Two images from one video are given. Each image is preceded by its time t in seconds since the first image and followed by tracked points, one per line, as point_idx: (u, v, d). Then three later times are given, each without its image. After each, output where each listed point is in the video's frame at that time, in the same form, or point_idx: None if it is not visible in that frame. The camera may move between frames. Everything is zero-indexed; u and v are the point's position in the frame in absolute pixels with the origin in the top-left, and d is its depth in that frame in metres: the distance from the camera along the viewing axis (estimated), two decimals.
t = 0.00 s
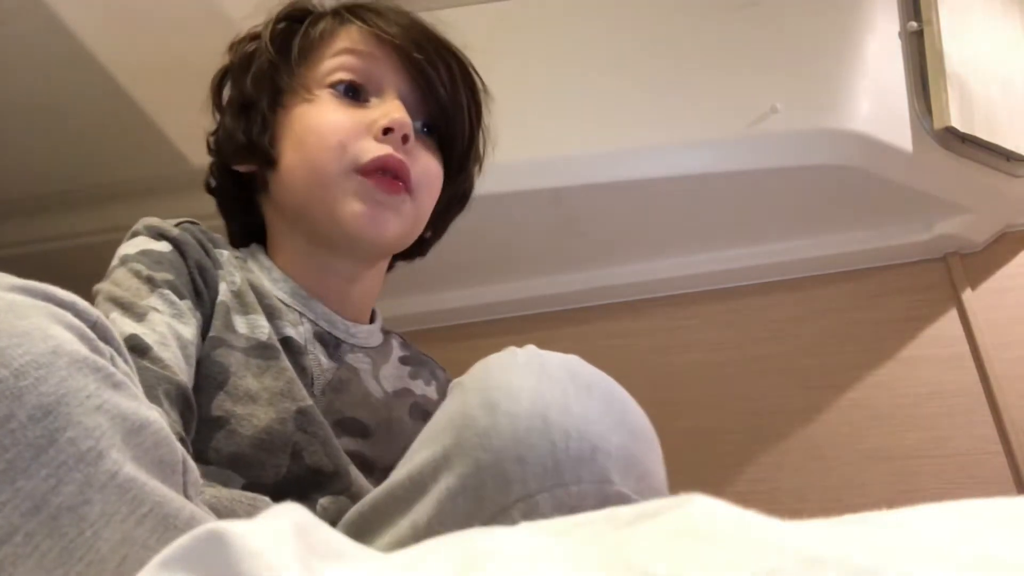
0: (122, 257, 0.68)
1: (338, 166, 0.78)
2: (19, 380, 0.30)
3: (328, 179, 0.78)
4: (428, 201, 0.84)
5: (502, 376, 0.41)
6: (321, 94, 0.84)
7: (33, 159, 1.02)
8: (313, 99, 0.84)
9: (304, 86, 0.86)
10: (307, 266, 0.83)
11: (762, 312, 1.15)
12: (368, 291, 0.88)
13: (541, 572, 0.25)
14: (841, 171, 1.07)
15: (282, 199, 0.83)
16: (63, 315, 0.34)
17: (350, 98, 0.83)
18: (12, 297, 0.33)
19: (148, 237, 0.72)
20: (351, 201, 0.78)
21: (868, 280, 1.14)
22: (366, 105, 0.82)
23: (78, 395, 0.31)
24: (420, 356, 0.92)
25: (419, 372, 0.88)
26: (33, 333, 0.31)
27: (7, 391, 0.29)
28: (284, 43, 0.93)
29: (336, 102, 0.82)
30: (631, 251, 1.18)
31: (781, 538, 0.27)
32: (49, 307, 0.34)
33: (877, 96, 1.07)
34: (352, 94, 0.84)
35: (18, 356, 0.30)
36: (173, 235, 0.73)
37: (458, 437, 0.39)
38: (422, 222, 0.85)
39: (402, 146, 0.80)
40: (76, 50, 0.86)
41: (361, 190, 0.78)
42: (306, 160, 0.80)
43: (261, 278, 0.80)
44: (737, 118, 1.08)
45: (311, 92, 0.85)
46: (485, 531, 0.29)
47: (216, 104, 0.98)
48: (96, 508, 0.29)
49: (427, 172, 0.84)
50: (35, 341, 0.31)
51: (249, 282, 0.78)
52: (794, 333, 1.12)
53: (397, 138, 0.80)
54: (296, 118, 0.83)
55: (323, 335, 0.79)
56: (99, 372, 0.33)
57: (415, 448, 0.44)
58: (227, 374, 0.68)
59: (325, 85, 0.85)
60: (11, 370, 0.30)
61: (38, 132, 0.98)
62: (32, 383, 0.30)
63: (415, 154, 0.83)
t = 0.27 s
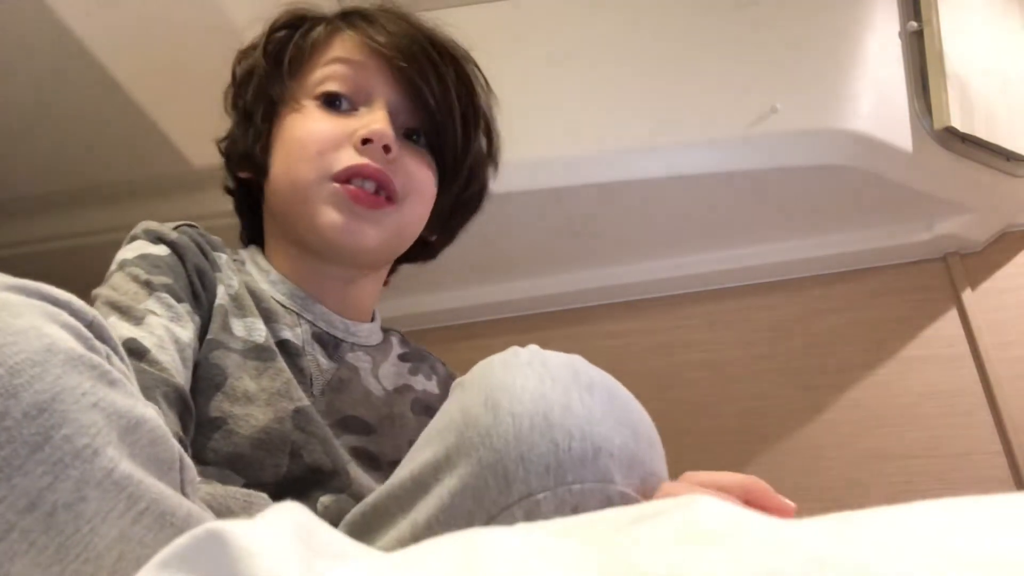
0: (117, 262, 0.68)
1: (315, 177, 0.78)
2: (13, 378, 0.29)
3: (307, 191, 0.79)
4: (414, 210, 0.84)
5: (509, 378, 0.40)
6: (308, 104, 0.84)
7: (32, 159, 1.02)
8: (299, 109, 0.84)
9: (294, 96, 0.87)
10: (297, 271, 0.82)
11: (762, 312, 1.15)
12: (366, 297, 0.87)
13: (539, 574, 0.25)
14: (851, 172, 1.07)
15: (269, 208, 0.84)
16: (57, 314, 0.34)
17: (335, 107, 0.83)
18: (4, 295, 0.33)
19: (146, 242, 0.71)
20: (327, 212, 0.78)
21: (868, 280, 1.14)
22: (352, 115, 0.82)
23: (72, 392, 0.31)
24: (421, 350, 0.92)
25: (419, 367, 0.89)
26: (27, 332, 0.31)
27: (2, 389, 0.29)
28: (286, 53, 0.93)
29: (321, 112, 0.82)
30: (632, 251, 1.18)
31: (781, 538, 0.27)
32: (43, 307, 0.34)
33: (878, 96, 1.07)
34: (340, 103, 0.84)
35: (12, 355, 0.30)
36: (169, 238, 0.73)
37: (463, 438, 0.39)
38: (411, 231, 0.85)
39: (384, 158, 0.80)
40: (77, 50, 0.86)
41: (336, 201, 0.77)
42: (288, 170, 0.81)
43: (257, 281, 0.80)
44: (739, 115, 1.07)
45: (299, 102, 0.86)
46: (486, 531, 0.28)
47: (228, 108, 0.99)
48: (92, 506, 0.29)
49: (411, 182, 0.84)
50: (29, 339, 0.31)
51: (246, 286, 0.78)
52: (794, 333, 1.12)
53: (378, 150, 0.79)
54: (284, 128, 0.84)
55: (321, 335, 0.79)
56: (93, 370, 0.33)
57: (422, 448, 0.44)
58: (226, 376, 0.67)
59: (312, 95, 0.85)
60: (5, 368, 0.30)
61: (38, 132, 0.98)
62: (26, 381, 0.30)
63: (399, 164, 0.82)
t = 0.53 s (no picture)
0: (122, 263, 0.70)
1: (322, 181, 0.79)
2: (7, 377, 0.29)
3: (315, 192, 0.79)
4: (423, 219, 0.83)
5: (530, 383, 0.40)
6: (326, 106, 0.85)
7: (33, 159, 1.02)
8: (316, 111, 0.85)
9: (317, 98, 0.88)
10: (305, 275, 0.82)
11: (762, 312, 1.15)
12: (376, 302, 0.87)
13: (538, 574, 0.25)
14: (852, 172, 1.07)
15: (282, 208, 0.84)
16: (53, 315, 0.34)
17: (350, 110, 0.84)
18: None
19: (151, 241, 0.73)
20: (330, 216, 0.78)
21: (868, 281, 1.14)
22: (367, 119, 0.82)
23: (67, 392, 0.31)
24: (432, 363, 0.92)
25: (429, 379, 0.88)
26: (21, 331, 0.31)
27: None
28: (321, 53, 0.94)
29: (336, 115, 0.83)
30: (632, 251, 1.18)
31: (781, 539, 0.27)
32: (38, 306, 0.34)
33: (878, 97, 1.07)
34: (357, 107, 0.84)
35: (7, 354, 0.30)
36: (173, 238, 0.75)
37: (483, 444, 0.39)
38: (421, 240, 0.84)
39: (391, 166, 0.80)
40: (76, 50, 0.86)
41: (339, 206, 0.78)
42: (298, 170, 0.81)
43: (260, 284, 0.80)
44: (738, 116, 1.08)
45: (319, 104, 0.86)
46: (487, 531, 0.28)
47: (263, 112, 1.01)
48: (87, 506, 0.29)
49: (421, 191, 0.83)
50: (23, 337, 0.31)
51: (249, 287, 0.79)
52: (794, 333, 1.12)
53: (385, 157, 0.79)
54: (301, 128, 0.85)
55: (323, 339, 0.79)
56: (88, 369, 0.33)
57: (434, 450, 0.44)
58: (225, 376, 0.68)
59: (330, 97, 0.86)
60: None
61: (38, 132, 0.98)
62: (21, 380, 0.30)
63: (410, 173, 0.82)
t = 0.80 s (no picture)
0: (137, 253, 0.70)
1: (335, 181, 0.79)
2: (4, 380, 0.29)
3: (328, 192, 0.79)
4: (436, 227, 0.83)
5: (537, 403, 0.40)
6: (347, 105, 0.85)
7: (33, 159, 1.02)
8: (338, 110, 0.85)
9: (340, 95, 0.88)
10: (318, 276, 0.82)
11: (762, 312, 1.15)
12: (385, 305, 0.87)
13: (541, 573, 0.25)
14: (850, 172, 1.06)
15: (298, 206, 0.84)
16: (54, 316, 0.34)
17: (369, 111, 0.84)
18: None
19: (165, 232, 0.74)
20: (342, 217, 0.78)
21: (868, 280, 1.14)
22: (387, 121, 0.82)
23: (65, 394, 0.31)
24: (442, 371, 0.92)
25: (439, 388, 0.88)
26: (21, 333, 0.31)
27: None
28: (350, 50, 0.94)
29: (356, 115, 0.83)
30: (633, 251, 1.17)
31: (787, 540, 0.27)
32: (39, 308, 0.34)
33: (878, 98, 1.07)
34: (378, 108, 0.84)
35: (5, 356, 0.30)
36: (190, 229, 0.76)
37: (486, 463, 0.39)
38: (434, 247, 0.84)
39: (406, 170, 0.79)
40: (75, 49, 0.86)
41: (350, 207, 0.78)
42: (313, 168, 0.81)
43: (270, 282, 0.80)
44: (738, 117, 1.08)
45: (341, 102, 0.87)
46: (489, 531, 0.28)
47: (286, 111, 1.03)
48: (84, 508, 0.29)
49: (437, 197, 0.83)
50: (22, 340, 0.31)
51: (261, 285, 0.79)
52: (795, 333, 1.12)
53: (400, 161, 0.79)
54: (320, 125, 0.85)
55: (330, 340, 0.79)
56: (88, 371, 0.33)
57: (436, 467, 0.43)
58: (232, 372, 0.68)
59: (352, 96, 0.86)
60: None
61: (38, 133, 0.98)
62: (18, 383, 0.30)
63: (426, 178, 0.82)
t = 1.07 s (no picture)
0: (143, 249, 0.71)
1: (337, 183, 0.79)
2: (6, 380, 0.29)
3: (330, 194, 0.79)
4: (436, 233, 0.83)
5: (536, 407, 0.40)
6: (355, 109, 0.85)
7: (33, 159, 1.02)
8: (345, 114, 0.85)
9: (348, 100, 0.89)
10: (317, 276, 0.82)
11: (762, 312, 1.15)
12: (385, 310, 0.87)
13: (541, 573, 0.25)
14: (849, 172, 1.06)
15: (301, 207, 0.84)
16: (57, 316, 0.34)
17: (375, 116, 0.84)
18: None
19: (170, 228, 0.75)
20: (342, 219, 0.78)
21: (867, 280, 1.14)
22: (393, 125, 0.82)
23: (66, 394, 0.31)
24: (449, 363, 0.91)
25: (444, 381, 0.88)
26: (23, 333, 0.31)
27: None
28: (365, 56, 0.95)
29: (362, 119, 0.83)
30: (633, 251, 1.17)
31: (788, 540, 0.27)
32: (41, 307, 0.34)
33: (879, 96, 1.09)
34: (385, 112, 0.84)
35: (7, 356, 0.30)
36: (196, 227, 0.76)
37: (484, 468, 0.39)
38: (434, 253, 0.83)
39: (408, 174, 0.79)
40: (75, 48, 0.86)
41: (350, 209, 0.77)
42: (317, 171, 0.81)
43: (272, 282, 0.80)
44: (737, 117, 1.09)
45: (349, 105, 0.87)
46: (485, 531, 0.28)
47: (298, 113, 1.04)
48: (85, 509, 0.29)
49: (436, 203, 0.82)
50: (24, 339, 0.31)
51: (264, 284, 0.79)
52: (794, 333, 1.12)
53: (403, 165, 0.79)
54: (327, 129, 0.85)
55: (330, 340, 0.79)
56: (89, 371, 0.33)
57: (435, 470, 0.43)
58: (233, 371, 0.69)
59: (359, 101, 0.86)
60: None
61: (38, 133, 0.98)
62: (19, 383, 0.30)
63: (427, 183, 0.81)
